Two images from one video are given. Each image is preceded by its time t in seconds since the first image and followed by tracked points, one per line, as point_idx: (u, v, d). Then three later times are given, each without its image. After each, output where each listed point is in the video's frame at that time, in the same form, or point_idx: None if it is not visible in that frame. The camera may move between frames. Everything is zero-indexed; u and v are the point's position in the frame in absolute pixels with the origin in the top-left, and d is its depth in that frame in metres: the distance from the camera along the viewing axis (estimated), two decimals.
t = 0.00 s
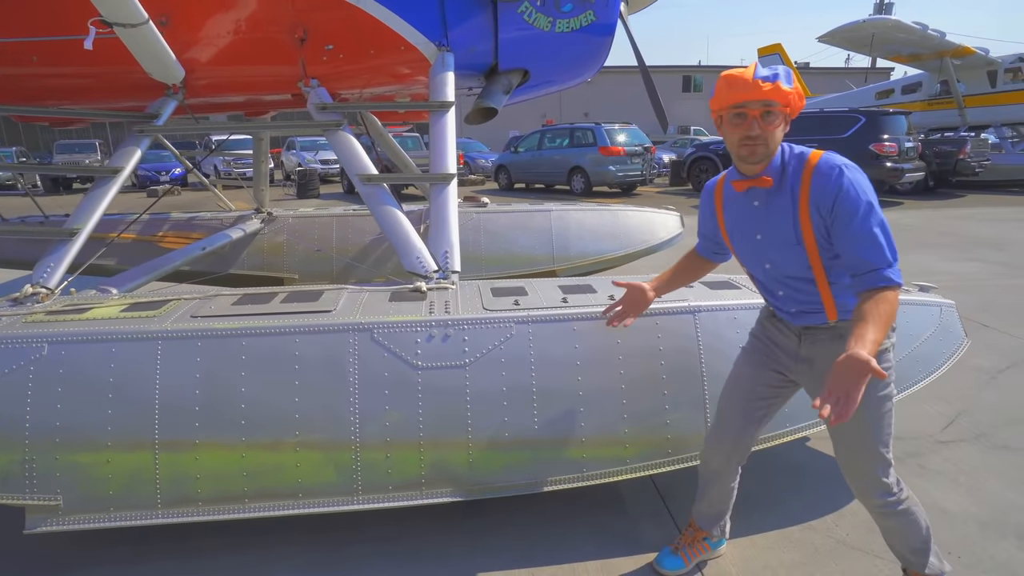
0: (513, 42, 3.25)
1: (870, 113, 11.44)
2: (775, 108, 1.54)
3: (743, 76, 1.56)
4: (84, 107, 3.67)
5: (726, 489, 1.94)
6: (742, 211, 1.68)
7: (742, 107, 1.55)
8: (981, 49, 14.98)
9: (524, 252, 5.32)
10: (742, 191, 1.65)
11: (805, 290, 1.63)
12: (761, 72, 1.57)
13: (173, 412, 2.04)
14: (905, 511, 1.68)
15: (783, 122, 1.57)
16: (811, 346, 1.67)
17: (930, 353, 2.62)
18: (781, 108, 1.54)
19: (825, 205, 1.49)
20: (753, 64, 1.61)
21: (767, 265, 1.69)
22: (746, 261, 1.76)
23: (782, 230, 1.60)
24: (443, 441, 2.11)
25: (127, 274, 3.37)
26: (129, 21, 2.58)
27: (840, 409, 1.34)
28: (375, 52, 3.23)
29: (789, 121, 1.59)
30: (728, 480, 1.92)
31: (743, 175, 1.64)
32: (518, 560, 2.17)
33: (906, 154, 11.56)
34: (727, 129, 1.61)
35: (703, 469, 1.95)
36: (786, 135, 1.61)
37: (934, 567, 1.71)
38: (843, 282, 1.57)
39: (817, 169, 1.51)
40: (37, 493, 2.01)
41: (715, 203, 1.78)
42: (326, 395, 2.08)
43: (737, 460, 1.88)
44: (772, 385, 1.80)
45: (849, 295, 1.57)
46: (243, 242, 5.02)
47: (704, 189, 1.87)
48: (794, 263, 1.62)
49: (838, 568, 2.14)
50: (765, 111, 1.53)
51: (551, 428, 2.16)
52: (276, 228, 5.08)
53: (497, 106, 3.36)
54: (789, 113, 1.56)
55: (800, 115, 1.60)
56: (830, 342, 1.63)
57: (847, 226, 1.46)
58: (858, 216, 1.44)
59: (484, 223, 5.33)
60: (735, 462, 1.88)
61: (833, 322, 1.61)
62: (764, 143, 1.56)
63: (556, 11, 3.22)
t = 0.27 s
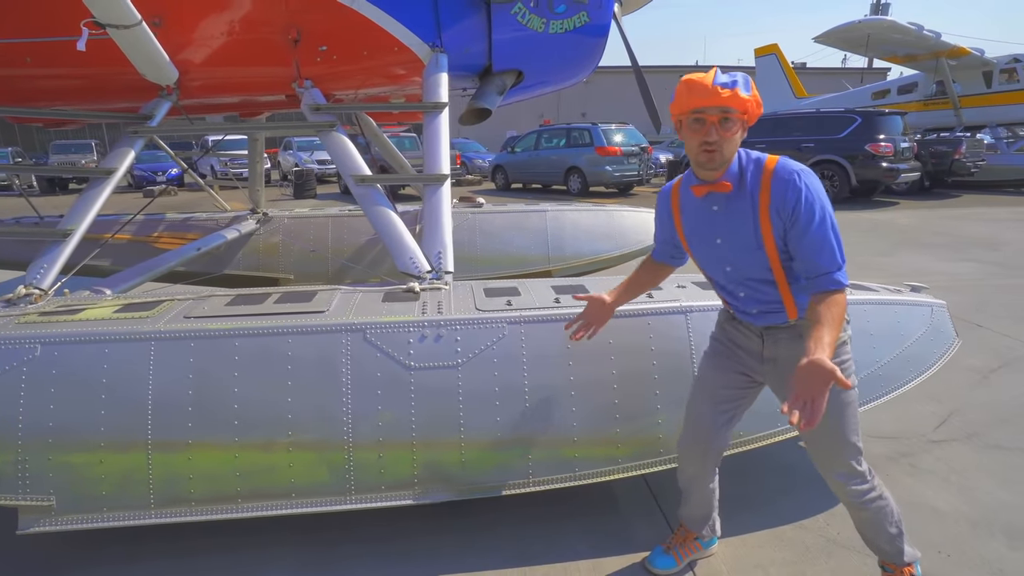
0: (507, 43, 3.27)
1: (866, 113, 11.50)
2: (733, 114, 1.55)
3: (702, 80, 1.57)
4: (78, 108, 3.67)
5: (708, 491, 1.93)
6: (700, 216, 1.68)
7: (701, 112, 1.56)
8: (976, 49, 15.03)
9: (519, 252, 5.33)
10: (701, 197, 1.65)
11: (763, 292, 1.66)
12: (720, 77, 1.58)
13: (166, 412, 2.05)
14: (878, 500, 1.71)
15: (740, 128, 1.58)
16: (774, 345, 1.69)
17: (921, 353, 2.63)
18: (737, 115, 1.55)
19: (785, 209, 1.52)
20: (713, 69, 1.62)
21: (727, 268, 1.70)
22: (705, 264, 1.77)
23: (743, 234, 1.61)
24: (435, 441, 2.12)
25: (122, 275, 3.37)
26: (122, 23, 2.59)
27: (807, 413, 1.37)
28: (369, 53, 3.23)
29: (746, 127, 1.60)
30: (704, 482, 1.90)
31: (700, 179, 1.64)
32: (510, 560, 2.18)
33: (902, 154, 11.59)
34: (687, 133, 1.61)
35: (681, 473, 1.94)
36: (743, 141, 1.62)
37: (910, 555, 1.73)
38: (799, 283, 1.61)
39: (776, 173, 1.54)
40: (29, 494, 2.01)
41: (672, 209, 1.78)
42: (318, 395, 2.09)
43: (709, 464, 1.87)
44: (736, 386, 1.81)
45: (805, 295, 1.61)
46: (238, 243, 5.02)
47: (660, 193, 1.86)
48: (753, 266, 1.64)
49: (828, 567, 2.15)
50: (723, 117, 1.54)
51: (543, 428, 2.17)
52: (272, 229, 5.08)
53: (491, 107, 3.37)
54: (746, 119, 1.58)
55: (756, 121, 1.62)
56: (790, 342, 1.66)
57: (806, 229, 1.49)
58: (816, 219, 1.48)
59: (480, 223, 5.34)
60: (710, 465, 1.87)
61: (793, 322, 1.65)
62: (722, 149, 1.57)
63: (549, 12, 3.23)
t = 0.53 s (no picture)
0: (503, 42, 3.28)
1: (863, 113, 11.52)
2: (707, 117, 1.54)
3: (672, 85, 1.56)
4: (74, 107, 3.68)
5: (698, 490, 1.94)
6: (680, 216, 1.69)
7: (674, 117, 1.56)
8: (974, 49, 15.06)
9: (516, 251, 5.34)
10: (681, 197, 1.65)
11: (745, 290, 1.68)
12: (692, 79, 1.57)
13: (162, 410, 2.06)
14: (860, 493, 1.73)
15: (715, 129, 1.58)
16: (755, 345, 1.71)
17: (914, 351, 2.64)
18: (711, 117, 1.56)
19: (768, 206, 1.54)
20: (684, 70, 1.61)
21: (708, 268, 1.71)
22: (685, 265, 1.77)
23: (726, 232, 1.62)
24: (431, 439, 2.13)
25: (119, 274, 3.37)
26: (116, 22, 2.59)
27: (784, 411, 1.39)
28: (365, 53, 3.23)
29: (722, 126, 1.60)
30: (690, 483, 1.90)
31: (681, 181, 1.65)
32: (505, 557, 2.19)
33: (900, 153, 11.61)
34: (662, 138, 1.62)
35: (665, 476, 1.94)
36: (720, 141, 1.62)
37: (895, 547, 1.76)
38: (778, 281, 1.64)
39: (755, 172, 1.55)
40: (25, 492, 2.02)
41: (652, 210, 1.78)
42: (314, 394, 2.10)
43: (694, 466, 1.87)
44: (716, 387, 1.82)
45: (786, 292, 1.64)
46: (235, 242, 5.03)
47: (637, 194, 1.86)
48: (736, 265, 1.65)
49: (822, 564, 2.16)
50: (697, 120, 1.54)
51: (538, 427, 2.17)
52: (269, 228, 5.08)
53: (487, 106, 3.38)
54: (721, 119, 1.58)
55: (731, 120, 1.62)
56: (771, 340, 1.69)
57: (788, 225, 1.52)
58: (797, 216, 1.51)
59: (477, 223, 5.34)
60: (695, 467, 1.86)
61: (772, 320, 1.67)
62: (698, 151, 1.57)
63: (544, 11, 3.24)
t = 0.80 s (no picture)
0: (501, 41, 3.28)
1: (864, 112, 11.51)
2: (689, 103, 1.61)
3: (656, 72, 1.62)
4: (74, 106, 3.69)
5: (687, 484, 1.95)
6: (659, 207, 1.71)
7: (658, 102, 1.61)
8: (975, 48, 15.03)
9: (516, 250, 5.34)
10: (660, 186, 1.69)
11: (723, 279, 1.71)
12: (673, 67, 1.64)
13: (161, 408, 2.07)
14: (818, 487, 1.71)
15: (696, 116, 1.64)
16: (727, 329, 1.74)
17: (912, 349, 2.65)
18: (693, 104, 1.62)
19: (747, 189, 1.62)
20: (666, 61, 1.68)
21: (685, 259, 1.74)
22: (660, 256, 1.79)
23: (704, 219, 1.67)
24: (428, 436, 2.13)
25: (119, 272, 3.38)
26: (115, 21, 2.61)
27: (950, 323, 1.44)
28: (363, 52, 3.30)
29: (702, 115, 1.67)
30: (676, 475, 1.92)
31: (661, 169, 1.69)
32: (502, 555, 2.19)
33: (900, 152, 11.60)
34: (643, 124, 1.67)
35: (655, 470, 1.95)
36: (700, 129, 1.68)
37: (852, 540, 1.70)
38: (756, 267, 1.70)
39: (733, 158, 1.64)
40: (26, 489, 2.03)
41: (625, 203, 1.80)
42: (312, 391, 2.11)
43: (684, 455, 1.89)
44: (691, 376, 1.86)
45: (760, 276, 1.70)
46: (235, 241, 5.04)
47: (605, 190, 1.87)
48: (713, 252, 1.69)
49: (818, 561, 2.16)
50: (680, 106, 1.60)
51: (536, 424, 2.18)
52: (269, 227, 5.09)
53: (486, 105, 3.39)
54: (701, 107, 1.64)
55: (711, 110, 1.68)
56: (742, 325, 1.73)
57: (772, 205, 1.62)
58: (780, 196, 1.61)
59: (476, 222, 5.35)
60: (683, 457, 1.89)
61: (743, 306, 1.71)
62: (680, 137, 1.62)
63: (543, 10, 3.24)
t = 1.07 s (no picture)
0: (500, 41, 3.28)
1: (864, 111, 11.50)
2: (667, 100, 1.63)
3: (635, 67, 1.64)
4: (75, 106, 3.71)
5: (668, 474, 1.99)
6: (638, 206, 1.73)
7: (636, 98, 1.63)
8: (975, 46, 15.02)
9: (515, 250, 5.35)
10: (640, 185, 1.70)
11: (701, 273, 1.75)
12: (652, 62, 1.65)
13: (161, 408, 2.08)
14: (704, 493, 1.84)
15: (673, 113, 1.66)
16: (697, 319, 1.80)
17: (908, 348, 2.66)
18: (670, 100, 1.64)
19: (727, 186, 1.66)
20: (644, 56, 1.69)
21: (664, 256, 1.76)
22: (639, 253, 1.81)
23: (683, 217, 1.69)
24: (427, 435, 2.15)
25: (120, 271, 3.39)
26: (116, 22, 2.63)
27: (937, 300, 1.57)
28: (362, 51, 3.31)
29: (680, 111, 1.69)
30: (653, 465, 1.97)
31: (637, 164, 1.70)
32: (501, 553, 2.21)
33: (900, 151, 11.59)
34: (621, 119, 1.68)
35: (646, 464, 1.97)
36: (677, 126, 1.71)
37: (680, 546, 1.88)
38: (732, 260, 1.76)
39: (712, 156, 1.67)
40: (27, 488, 2.04)
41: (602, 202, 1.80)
42: (311, 390, 2.12)
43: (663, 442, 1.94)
44: (666, 365, 1.89)
45: (737, 268, 1.76)
46: (235, 241, 5.05)
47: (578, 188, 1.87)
48: (692, 249, 1.72)
49: (816, 560, 2.17)
50: (657, 102, 1.62)
51: (534, 423, 2.19)
52: (269, 227, 5.10)
53: (485, 105, 3.40)
54: (679, 104, 1.66)
55: (688, 107, 1.71)
56: (711, 316, 1.79)
57: (752, 201, 1.67)
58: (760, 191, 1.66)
59: (476, 221, 5.36)
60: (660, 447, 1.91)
61: (716, 299, 1.77)
62: (658, 134, 1.64)
63: (542, 10, 3.24)
